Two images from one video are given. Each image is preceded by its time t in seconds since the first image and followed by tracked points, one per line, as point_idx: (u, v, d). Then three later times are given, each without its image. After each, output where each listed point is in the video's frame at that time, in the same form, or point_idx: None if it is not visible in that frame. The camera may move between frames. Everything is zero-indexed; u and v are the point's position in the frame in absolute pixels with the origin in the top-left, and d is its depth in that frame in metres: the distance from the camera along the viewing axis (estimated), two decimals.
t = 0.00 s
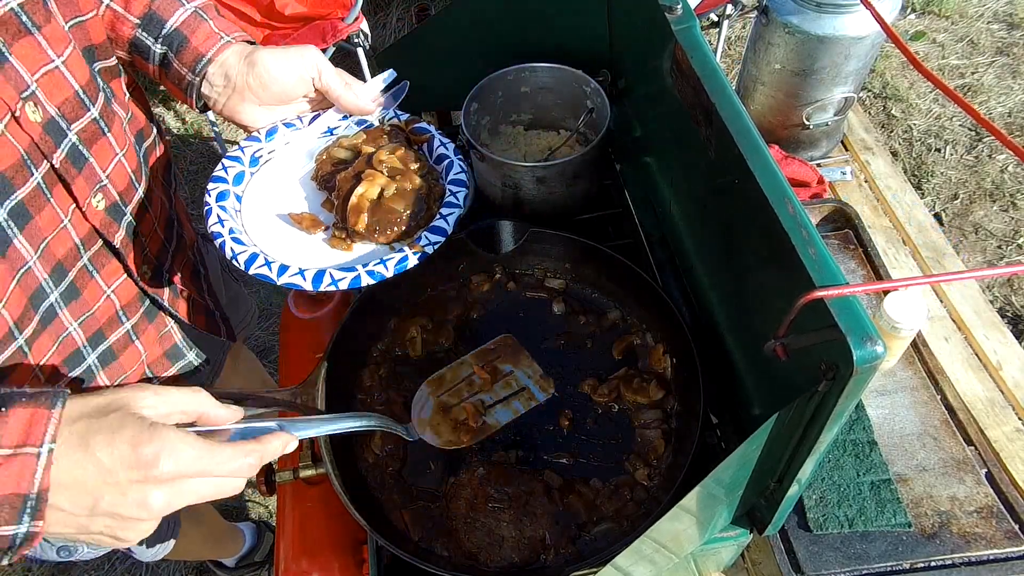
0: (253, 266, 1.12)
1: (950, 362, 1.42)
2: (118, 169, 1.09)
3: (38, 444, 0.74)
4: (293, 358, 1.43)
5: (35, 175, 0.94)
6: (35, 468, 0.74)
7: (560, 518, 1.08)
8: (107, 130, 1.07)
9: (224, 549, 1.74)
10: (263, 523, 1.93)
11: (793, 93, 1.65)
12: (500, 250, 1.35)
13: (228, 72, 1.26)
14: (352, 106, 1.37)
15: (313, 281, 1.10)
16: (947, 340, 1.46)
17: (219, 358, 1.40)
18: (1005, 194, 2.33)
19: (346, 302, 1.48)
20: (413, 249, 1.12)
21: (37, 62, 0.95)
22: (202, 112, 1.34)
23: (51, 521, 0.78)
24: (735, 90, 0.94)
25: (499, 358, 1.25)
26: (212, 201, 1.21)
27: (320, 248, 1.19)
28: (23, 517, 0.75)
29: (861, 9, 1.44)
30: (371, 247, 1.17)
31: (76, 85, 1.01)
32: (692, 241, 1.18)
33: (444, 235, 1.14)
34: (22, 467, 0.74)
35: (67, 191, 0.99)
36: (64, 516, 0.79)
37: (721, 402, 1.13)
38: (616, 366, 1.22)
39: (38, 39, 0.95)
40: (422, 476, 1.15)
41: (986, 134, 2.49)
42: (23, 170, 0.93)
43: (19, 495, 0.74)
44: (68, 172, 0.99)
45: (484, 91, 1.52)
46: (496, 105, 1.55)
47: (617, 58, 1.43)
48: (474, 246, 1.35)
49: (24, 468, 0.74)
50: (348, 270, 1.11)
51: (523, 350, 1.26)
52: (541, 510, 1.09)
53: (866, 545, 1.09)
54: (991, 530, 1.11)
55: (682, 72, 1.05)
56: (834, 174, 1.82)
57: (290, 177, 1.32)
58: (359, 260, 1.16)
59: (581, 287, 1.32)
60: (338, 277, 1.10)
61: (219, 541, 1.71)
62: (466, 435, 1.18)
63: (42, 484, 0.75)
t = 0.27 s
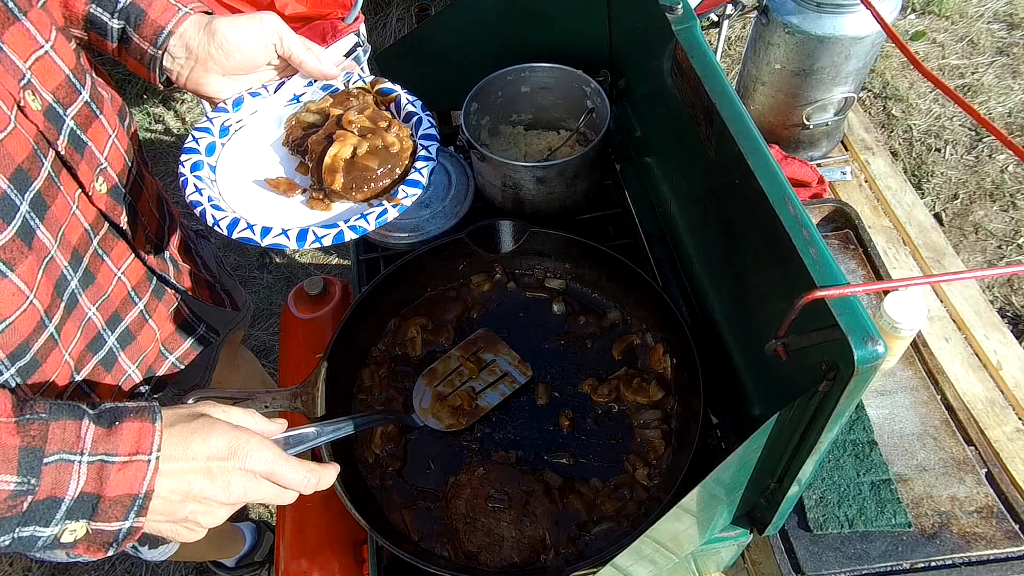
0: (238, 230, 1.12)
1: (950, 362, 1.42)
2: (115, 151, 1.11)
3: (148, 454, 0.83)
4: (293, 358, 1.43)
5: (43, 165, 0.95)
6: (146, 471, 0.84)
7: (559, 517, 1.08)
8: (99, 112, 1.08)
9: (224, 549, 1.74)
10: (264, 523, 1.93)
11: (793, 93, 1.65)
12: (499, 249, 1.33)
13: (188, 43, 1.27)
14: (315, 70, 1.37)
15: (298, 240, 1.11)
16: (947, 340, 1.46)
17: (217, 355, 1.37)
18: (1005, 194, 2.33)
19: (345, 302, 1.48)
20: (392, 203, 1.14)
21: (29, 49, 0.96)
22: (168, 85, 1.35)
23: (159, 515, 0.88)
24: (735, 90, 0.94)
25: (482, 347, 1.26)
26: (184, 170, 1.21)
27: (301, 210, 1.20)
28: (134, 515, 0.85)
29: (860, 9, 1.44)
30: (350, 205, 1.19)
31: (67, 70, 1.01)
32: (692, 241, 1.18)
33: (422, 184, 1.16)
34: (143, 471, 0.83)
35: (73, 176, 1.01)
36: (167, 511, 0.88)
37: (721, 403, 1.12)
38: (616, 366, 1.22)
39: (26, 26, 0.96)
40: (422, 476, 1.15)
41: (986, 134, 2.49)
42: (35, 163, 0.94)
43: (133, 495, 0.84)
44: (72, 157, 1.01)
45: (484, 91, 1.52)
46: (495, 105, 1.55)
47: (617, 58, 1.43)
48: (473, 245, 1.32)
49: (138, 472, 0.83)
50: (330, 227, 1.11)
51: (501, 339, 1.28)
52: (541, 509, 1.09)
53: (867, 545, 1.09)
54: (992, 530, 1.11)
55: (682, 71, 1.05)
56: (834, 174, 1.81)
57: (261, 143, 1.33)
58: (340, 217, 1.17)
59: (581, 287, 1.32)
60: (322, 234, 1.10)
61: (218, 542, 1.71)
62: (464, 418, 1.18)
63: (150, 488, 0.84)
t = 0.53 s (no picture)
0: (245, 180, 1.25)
1: (950, 362, 1.42)
2: (105, 147, 1.13)
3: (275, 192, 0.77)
4: (292, 358, 1.43)
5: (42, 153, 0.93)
6: (303, 231, 0.79)
7: (559, 518, 1.08)
8: (88, 108, 1.08)
9: (225, 550, 1.74)
10: (263, 523, 1.93)
11: (793, 93, 1.65)
12: (499, 249, 1.33)
13: (177, 20, 1.30)
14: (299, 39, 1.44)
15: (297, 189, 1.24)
16: (947, 340, 1.46)
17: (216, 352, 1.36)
18: (1005, 194, 2.33)
19: (345, 302, 1.48)
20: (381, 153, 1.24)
21: (21, 43, 0.95)
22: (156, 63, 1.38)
23: (301, 283, 0.82)
24: (734, 90, 0.94)
25: (481, 347, 1.27)
26: (188, 135, 1.29)
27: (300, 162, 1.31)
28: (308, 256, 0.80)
29: (861, 9, 1.44)
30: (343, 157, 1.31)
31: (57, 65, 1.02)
32: (692, 241, 1.18)
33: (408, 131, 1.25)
34: (205, 222, 0.73)
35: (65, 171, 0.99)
36: (237, 301, 0.79)
37: (721, 403, 1.12)
38: (616, 366, 1.22)
39: (19, 21, 0.95)
40: (422, 476, 1.15)
41: (986, 134, 2.49)
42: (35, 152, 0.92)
43: (294, 229, 0.78)
44: (71, 150, 1.01)
45: (484, 91, 1.51)
46: (495, 104, 1.55)
47: (617, 58, 1.43)
48: (473, 245, 1.32)
49: (279, 211, 0.77)
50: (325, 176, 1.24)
51: (499, 339, 1.28)
52: (541, 509, 1.08)
53: (867, 545, 1.09)
54: (992, 530, 1.11)
55: (682, 71, 1.05)
56: (834, 174, 1.81)
57: (255, 107, 1.42)
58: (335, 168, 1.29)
59: (581, 287, 1.32)
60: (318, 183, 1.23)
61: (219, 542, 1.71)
62: (465, 419, 1.18)
63: (318, 243, 0.80)
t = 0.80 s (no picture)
0: (248, 211, 1.38)
1: (950, 362, 1.42)
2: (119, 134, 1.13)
3: (464, 29, 0.77)
4: (292, 358, 1.43)
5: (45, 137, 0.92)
6: (467, 77, 0.77)
7: (559, 517, 1.08)
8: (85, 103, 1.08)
9: (225, 550, 1.75)
10: (263, 523, 1.93)
11: (793, 93, 1.65)
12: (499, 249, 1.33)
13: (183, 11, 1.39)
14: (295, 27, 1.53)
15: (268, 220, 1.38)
16: (947, 340, 1.46)
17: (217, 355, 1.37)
18: (1006, 194, 2.33)
19: (344, 302, 1.48)
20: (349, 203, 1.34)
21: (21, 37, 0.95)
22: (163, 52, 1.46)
23: (428, 112, 0.75)
24: (734, 90, 0.94)
25: (479, 346, 1.27)
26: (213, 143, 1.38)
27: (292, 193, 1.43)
28: (458, 100, 0.78)
29: (861, 9, 1.44)
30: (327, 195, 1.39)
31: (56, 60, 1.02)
32: (692, 240, 1.18)
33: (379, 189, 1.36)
34: (431, 31, 0.72)
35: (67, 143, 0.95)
36: (368, 122, 0.71)
37: (721, 403, 1.12)
38: (615, 366, 1.22)
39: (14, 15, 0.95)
40: (422, 476, 1.15)
41: (986, 134, 2.49)
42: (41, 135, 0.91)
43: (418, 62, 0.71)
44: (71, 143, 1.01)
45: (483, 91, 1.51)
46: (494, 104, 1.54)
47: (617, 58, 1.43)
48: (473, 245, 1.33)
49: (445, 34, 0.73)
50: (292, 214, 1.40)
51: (498, 338, 1.28)
52: (541, 509, 1.09)
53: (866, 545, 1.09)
54: (991, 530, 1.11)
55: (682, 71, 1.05)
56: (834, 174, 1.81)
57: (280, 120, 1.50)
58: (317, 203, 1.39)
59: (581, 287, 1.32)
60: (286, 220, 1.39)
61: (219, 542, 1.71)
62: (465, 419, 1.18)
63: (419, 119, 0.75)
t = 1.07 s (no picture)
0: (278, 216, 1.38)
1: (950, 362, 1.42)
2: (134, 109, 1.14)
3: None
4: (292, 358, 1.43)
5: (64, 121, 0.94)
6: (460, 24, 0.75)
7: (560, 517, 1.08)
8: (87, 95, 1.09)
9: (225, 549, 1.75)
10: (263, 523, 1.93)
11: (793, 93, 1.65)
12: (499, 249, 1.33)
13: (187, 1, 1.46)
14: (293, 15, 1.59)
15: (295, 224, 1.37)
16: (947, 340, 1.46)
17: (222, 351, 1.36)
18: (1006, 194, 2.33)
19: (345, 302, 1.48)
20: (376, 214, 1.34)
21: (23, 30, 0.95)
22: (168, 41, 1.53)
23: (425, 60, 0.72)
24: (735, 90, 0.94)
25: (480, 346, 1.27)
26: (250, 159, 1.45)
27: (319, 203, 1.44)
28: (451, 48, 0.75)
29: (861, 9, 1.44)
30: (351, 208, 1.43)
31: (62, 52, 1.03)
32: (692, 240, 1.18)
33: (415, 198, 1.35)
34: None
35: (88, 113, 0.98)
36: (368, 73, 0.68)
37: (721, 403, 1.12)
38: (615, 366, 1.22)
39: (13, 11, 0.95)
40: (422, 476, 1.15)
41: (986, 134, 2.49)
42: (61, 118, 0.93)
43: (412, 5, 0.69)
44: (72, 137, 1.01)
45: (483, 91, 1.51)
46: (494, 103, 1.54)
47: (617, 58, 1.43)
48: (473, 245, 1.33)
49: None
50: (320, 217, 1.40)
51: (498, 338, 1.28)
52: (541, 509, 1.08)
53: (866, 545, 1.09)
54: (991, 530, 1.11)
55: (682, 71, 1.05)
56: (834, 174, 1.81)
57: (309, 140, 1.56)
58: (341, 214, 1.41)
59: (581, 287, 1.32)
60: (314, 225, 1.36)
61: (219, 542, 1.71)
62: (465, 419, 1.18)
63: (416, 68, 0.72)
